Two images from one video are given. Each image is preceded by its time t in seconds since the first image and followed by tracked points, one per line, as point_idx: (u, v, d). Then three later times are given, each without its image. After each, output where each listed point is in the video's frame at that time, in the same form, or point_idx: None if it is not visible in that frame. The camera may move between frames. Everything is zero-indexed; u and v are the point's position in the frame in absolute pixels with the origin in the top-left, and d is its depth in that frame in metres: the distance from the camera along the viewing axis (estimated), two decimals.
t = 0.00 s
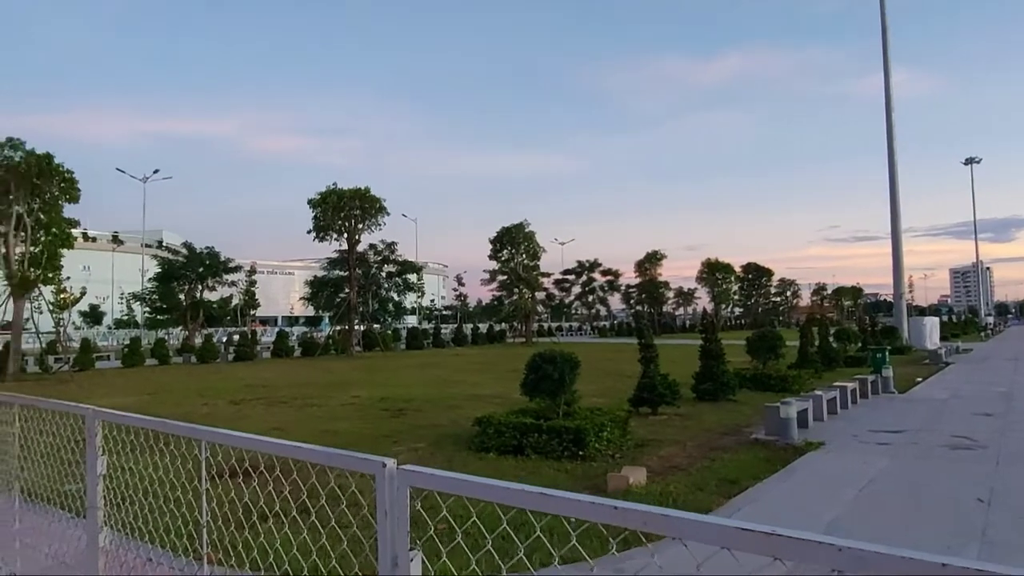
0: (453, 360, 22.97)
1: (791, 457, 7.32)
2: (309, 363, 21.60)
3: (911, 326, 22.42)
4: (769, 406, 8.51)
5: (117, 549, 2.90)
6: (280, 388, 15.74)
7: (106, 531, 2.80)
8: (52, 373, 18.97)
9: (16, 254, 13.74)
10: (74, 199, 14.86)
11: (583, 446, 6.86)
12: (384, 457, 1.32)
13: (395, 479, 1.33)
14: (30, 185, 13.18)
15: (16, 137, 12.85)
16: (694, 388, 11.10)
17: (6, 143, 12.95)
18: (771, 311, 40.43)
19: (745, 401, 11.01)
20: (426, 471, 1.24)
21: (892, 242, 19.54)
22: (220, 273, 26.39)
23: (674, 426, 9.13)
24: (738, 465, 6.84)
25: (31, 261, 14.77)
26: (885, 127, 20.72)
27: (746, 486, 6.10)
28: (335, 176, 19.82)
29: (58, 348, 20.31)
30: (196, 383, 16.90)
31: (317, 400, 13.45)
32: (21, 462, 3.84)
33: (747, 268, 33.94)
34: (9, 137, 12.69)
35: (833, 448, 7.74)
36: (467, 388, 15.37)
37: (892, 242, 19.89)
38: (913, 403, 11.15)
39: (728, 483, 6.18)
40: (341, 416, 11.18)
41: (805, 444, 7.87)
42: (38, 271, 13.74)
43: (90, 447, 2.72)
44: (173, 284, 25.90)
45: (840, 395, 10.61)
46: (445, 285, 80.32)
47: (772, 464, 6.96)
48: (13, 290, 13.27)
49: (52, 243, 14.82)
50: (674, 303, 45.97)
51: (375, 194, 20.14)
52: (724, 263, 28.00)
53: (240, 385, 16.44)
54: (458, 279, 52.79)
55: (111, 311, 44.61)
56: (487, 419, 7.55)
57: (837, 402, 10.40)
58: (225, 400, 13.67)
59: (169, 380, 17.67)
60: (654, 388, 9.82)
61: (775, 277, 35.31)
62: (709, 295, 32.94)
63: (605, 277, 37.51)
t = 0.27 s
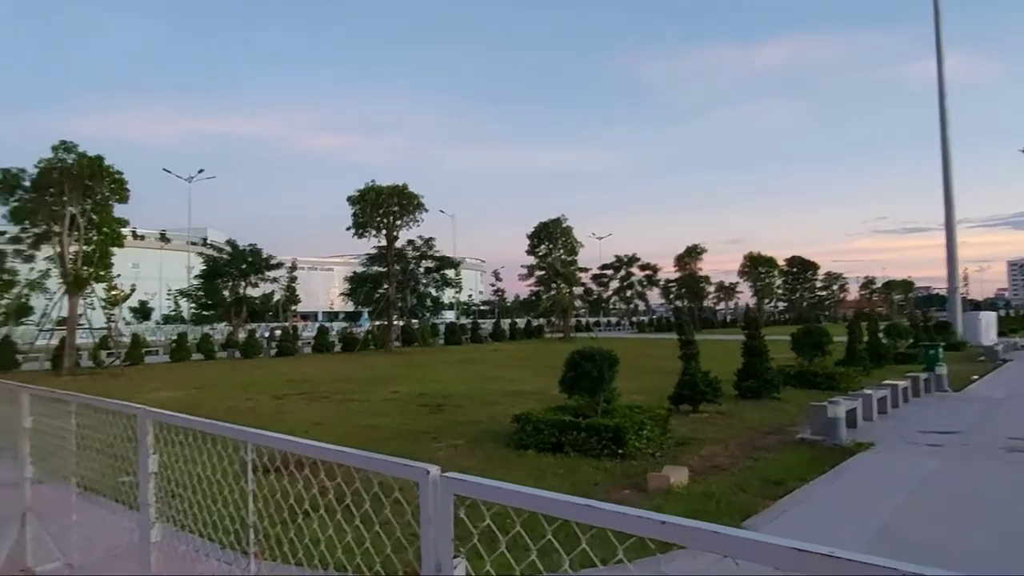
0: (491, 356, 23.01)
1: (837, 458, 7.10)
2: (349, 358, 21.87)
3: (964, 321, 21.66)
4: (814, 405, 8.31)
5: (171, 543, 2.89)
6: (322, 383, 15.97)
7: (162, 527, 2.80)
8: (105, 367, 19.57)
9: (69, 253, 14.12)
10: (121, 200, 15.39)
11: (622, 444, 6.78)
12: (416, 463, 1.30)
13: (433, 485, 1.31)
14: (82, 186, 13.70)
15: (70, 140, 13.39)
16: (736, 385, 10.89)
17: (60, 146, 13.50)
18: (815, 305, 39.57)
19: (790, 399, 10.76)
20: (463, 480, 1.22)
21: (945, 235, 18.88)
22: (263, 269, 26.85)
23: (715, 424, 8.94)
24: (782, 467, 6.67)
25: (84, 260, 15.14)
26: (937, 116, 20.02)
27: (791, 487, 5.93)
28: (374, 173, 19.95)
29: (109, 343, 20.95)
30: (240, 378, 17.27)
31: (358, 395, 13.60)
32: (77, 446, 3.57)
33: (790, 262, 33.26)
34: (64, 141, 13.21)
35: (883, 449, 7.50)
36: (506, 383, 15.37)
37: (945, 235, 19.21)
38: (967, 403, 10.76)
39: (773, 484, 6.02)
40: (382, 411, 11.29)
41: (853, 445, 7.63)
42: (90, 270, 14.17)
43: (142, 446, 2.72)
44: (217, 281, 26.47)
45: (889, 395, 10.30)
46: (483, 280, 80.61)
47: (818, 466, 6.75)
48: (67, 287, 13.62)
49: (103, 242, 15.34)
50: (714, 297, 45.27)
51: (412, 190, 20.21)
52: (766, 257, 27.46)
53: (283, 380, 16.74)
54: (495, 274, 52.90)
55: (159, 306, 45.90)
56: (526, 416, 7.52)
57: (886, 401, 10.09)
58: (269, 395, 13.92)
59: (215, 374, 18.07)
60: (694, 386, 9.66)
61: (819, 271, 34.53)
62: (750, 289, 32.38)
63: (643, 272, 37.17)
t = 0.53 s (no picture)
0: (553, 351, 22.75)
1: (925, 463, 6.47)
2: (413, 353, 21.98)
3: None
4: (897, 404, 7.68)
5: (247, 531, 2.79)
6: (387, 378, 16.06)
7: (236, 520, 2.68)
8: (182, 362, 20.24)
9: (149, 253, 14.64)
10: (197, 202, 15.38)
11: (691, 444, 6.47)
12: (482, 472, 1.24)
13: (501, 495, 1.24)
14: (160, 189, 14.15)
15: (149, 145, 13.78)
16: (812, 383, 10.26)
17: (140, 151, 13.95)
18: (894, 298, 37.64)
19: (871, 398, 10.05)
20: (531, 494, 1.16)
21: None
22: (329, 266, 27.23)
23: (787, 425, 8.35)
24: (862, 470, 6.13)
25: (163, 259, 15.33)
26: None
27: (874, 492, 5.42)
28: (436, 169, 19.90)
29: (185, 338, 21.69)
30: (311, 373, 17.59)
31: (422, 390, 13.59)
32: (159, 439, 3.26)
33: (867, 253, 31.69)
34: (143, 146, 13.59)
35: (975, 454, 6.84)
36: (569, 379, 15.09)
37: None
38: None
39: (853, 488, 5.52)
40: (445, 407, 11.19)
41: (940, 448, 6.98)
42: (169, 269, 14.63)
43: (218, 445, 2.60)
44: (286, 277, 27.04)
45: (982, 394, 9.50)
46: (545, 273, 80.22)
47: (903, 470, 6.18)
48: (148, 285, 14.10)
49: (180, 242, 15.33)
50: (786, 290, 43.69)
51: (474, 186, 20.12)
52: (841, 248, 26.15)
53: (349, 375, 16.93)
54: (556, 268, 52.57)
55: (232, 302, 47.49)
56: (589, 414, 7.28)
57: (979, 402, 9.31)
58: (336, 389, 14.08)
59: (284, 369, 18.47)
60: (766, 383, 9.14)
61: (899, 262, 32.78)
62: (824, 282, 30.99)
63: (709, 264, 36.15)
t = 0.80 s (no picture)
0: (629, 350, 22.13)
1: None
2: (488, 352, 21.80)
3: None
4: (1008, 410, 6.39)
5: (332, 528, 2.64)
6: (462, 377, 15.91)
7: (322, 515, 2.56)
8: (267, 360, 20.79)
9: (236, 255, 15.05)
10: (280, 205, 15.59)
11: (777, 448, 5.88)
12: (564, 484, 1.23)
13: (581, 508, 1.20)
14: (245, 193, 14.52)
15: (235, 152, 14.13)
16: (906, 386, 8.72)
17: (226, 158, 14.29)
18: (1002, 294, 34.64)
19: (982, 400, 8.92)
20: (612, 507, 1.16)
21: None
22: (406, 266, 27.47)
23: (881, 429, 7.28)
24: (966, 479, 5.28)
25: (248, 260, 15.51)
26: None
27: (980, 504, 4.66)
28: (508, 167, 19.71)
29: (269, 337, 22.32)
30: (388, 371, 17.71)
31: (497, 389, 13.35)
32: (248, 437, 3.07)
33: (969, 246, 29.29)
34: (229, 152, 13.98)
35: None
36: (647, 379, 14.47)
37: None
38: None
39: (954, 500, 4.77)
40: (520, 406, 10.85)
41: None
42: (253, 270, 14.99)
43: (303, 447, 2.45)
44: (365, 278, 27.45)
45: None
46: (621, 271, 78.88)
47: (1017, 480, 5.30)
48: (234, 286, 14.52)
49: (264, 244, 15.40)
50: (879, 287, 41.16)
51: (547, 184, 19.78)
52: (939, 239, 24.23)
53: (425, 373, 16.92)
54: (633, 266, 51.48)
55: (315, 302, 48.80)
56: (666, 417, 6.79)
57: None
58: (413, 388, 14.05)
59: (363, 368, 18.71)
60: (857, 386, 7.81)
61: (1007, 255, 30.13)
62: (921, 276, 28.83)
63: (794, 260, 34.43)
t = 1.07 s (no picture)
0: (697, 349, 21.33)
1: None
2: (553, 351, 21.37)
3: None
4: None
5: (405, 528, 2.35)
6: (527, 376, 15.54)
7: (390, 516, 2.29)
8: (335, 358, 20.97)
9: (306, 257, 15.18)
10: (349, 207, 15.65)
11: (857, 456, 5.01)
12: (638, 494, 1.20)
13: (652, 517, 1.16)
14: (314, 195, 14.66)
15: (303, 155, 14.30)
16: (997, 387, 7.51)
17: (296, 161, 14.47)
18: None
19: None
20: (686, 520, 1.11)
21: None
22: (470, 265, 27.36)
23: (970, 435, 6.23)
24: None
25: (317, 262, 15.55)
26: None
27: None
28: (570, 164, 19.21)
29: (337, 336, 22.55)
30: (453, 370, 17.53)
31: (561, 389, 12.94)
32: (320, 437, 2.74)
33: None
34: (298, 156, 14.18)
35: None
36: (716, 380, 13.73)
37: None
38: None
39: None
40: (584, 406, 10.40)
41: None
42: (322, 270, 15.00)
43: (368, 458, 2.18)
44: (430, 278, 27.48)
45: None
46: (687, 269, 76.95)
47: None
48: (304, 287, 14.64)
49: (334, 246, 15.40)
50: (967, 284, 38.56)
51: (612, 181, 19.23)
52: None
53: (490, 372, 16.64)
54: (700, 264, 50.05)
55: (382, 302, 49.41)
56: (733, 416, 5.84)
57: None
58: (477, 387, 13.80)
59: (430, 367, 18.68)
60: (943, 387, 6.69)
61: None
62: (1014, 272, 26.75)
63: (873, 255, 32.59)
